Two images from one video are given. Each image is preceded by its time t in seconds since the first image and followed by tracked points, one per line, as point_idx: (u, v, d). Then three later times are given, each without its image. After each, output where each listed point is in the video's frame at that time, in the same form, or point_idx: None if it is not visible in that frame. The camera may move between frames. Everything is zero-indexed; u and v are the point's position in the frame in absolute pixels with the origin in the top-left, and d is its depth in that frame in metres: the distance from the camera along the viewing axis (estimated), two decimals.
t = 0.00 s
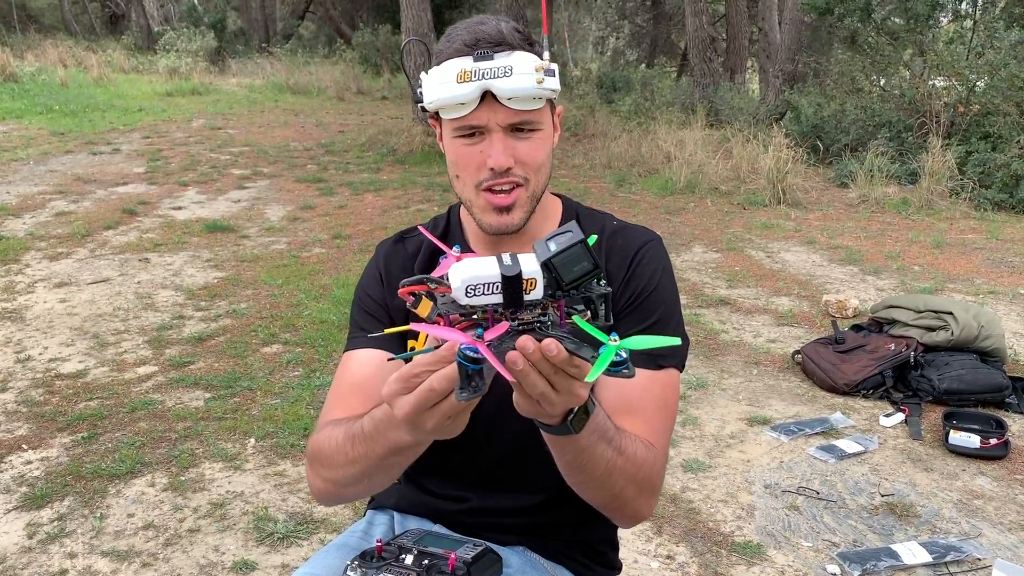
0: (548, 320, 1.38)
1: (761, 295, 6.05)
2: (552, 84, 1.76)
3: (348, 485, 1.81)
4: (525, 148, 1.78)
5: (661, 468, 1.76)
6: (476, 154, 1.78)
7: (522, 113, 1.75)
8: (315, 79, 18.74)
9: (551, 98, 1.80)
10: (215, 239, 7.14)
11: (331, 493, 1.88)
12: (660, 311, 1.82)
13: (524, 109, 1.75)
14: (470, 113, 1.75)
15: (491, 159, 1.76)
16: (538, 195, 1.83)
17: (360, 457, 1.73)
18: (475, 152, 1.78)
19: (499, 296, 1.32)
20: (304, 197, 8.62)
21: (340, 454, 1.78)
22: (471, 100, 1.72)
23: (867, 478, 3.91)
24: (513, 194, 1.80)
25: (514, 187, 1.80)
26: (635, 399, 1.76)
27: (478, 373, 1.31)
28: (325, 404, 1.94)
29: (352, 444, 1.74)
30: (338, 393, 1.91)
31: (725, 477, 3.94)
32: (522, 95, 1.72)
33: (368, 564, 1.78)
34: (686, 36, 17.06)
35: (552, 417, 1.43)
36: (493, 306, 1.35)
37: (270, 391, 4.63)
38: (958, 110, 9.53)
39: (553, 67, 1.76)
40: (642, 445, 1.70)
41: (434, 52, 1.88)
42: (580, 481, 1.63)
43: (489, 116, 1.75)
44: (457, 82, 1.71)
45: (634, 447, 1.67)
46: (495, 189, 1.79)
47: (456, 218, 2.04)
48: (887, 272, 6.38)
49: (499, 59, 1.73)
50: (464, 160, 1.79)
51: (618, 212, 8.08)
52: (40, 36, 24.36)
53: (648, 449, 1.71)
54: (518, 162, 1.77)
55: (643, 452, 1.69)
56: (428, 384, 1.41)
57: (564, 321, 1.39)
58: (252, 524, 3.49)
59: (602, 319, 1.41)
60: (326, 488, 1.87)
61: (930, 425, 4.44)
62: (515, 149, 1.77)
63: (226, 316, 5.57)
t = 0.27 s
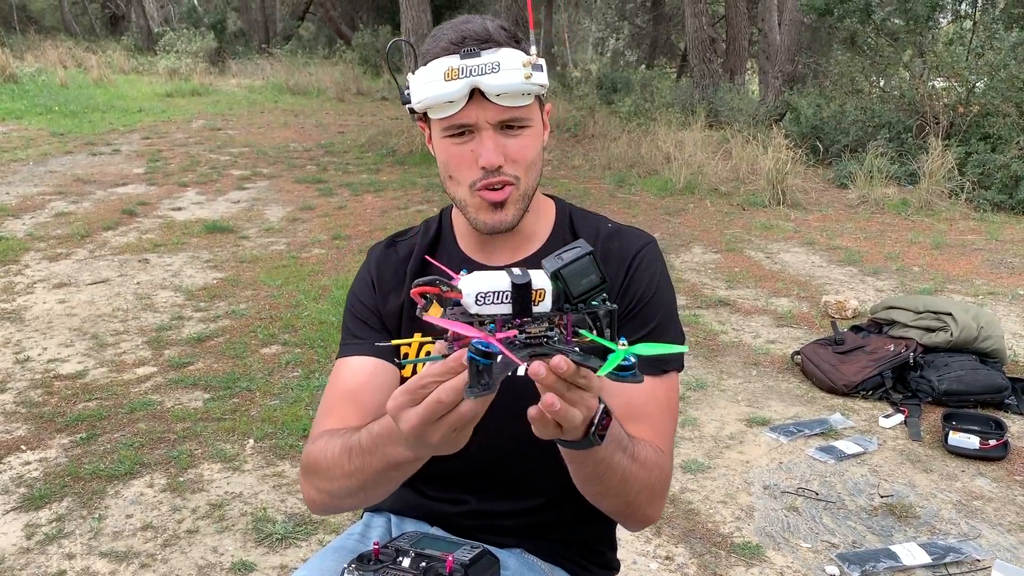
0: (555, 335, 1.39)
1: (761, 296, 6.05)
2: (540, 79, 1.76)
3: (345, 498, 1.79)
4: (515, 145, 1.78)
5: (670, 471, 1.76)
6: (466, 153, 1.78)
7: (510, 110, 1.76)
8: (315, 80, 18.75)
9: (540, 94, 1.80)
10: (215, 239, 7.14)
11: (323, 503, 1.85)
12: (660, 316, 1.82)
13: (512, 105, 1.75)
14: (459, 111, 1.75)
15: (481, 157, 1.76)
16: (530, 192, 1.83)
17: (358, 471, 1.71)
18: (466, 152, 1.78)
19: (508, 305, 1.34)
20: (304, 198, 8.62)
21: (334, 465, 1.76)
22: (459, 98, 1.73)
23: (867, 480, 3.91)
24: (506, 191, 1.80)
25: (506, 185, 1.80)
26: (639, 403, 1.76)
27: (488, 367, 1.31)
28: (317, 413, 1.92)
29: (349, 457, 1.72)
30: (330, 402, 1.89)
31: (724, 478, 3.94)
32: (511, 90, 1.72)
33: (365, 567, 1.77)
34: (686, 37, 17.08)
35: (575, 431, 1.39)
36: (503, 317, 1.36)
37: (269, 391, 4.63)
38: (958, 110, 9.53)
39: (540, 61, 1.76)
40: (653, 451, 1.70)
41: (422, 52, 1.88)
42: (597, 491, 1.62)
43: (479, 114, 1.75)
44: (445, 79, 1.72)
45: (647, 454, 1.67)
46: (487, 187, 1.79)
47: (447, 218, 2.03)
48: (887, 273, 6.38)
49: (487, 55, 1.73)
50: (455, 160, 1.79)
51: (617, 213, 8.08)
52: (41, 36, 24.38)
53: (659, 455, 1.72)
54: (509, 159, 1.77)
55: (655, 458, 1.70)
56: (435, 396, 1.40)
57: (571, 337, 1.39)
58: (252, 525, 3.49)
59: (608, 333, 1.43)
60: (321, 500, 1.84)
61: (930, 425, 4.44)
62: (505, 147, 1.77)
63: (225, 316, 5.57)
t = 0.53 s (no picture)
0: (576, 373, 1.40)
1: (761, 297, 6.05)
2: (538, 77, 1.76)
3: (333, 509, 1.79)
4: (513, 144, 1.78)
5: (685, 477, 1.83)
6: (464, 154, 1.78)
7: (508, 109, 1.76)
8: (315, 80, 18.76)
9: (537, 93, 1.80)
10: (215, 240, 7.14)
11: (306, 509, 1.84)
12: (660, 336, 1.82)
13: (510, 104, 1.75)
14: (457, 110, 1.76)
15: (479, 157, 1.76)
16: (528, 194, 1.82)
17: (351, 485, 1.71)
18: (463, 151, 1.78)
19: (533, 338, 1.41)
20: (304, 198, 8.62)
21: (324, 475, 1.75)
22: (456, 96, 1.73)
23: (866, 480, 3.91)
24: (504, 192, 1.79)
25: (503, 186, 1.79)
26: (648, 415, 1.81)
27: (510, 390, 1.31)
28: (299, 418, 1.90)
29: (343, 470, 1.72)
30: (316, 408, 1.88)
31: (724, 479, 3.94)
32: (508, 87, 1.72)
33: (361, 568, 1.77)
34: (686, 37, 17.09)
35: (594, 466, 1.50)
36: (527, 349, 1.42)
37: (269, 392, 4.63)
38: (958, 111, 9.53)
39: (538, 59, 1.77)
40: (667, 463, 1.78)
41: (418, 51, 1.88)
42: (620, 510, 1.73)
43: (476, 113, 1.75)
44: (443, 78, 1.72)
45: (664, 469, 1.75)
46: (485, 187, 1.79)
47: (443, 219, 2.03)
48: (887, 274, 6.37)
49: (484, 53, 1.74)
50: (452, 160, 1.79)
51: (618, 213, 8.08)
52: (42, 37, 24.39)
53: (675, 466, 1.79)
54: (506, 159, 1.77)
55: (670, 471, 1.77)
56: (457, 420, 1.39)
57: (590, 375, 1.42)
58: (252, 525, 3.49)
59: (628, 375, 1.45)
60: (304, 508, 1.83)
61: (930, 426, 4.44)
62: (502, 146, 1.77)
63: (225, 317, 5.57)
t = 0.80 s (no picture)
0: (594, 391, 1.49)
1: (763, 298, 6.05)
2: (554, 87, 1.77)
3: (307, 510, 1.80)
4: (527, 154, 1.79)
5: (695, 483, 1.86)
6: (478, 163, 1.78)
7: (523, 119, 1.76)
8: (317, 81, 18.77)
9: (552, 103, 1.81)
10: (217, 241, 7.15)
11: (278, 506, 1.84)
12: (673, 349, 1.83)
13: (525, 114, 1.76)
14: (471, 120, 1.76)
15: (493, 167, 1.77)
16: (540, 204, 1.83)
17: (323, 492, 1.72)
18: (476, 160, 1.78)
19: (551, 362, 1.47)
20: (306, 199, 8.63)
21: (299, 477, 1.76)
22: (471, 106, 1.73)
23: (868, 481, 3.91)
24: (517, 201, 1.80)
25: (517, 196, 1.80)
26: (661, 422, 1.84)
27: (533, 415, 1.42)
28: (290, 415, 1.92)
29: (318, 475, 1.73)
30: (307, 409, 1.90)
31: (726, 480, 3.94)
32: (525, 98, 1.73)
33: (362, 569, 1.77)
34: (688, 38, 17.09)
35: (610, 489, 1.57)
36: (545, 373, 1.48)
37: (271, 393, 4.63)
38: (960, 112, 9.52)
39: (555, 70, 1.78)
40: (679, 471, 1.81)
41: (431, 56, 1.88)
42: (636, 522, 1.77)
43: (491, 123, 1.76)
44: (459, 88, 1.73)
45: (676, 478, 1.78)
46: (497, 196, 1.80)
47: (449, 222, 2.03)
48: (889, 275, 6.37)
49: (501, 62, 1.74)
50: (465, 168, 1.80)
51: (619, 214, 8.08)
52: (44, 38, 24.41)
53: (686, 473, 1.82)
54: (520, 168, 1.77)
55: (682, 478, 1.80)
56: (453, 464, 1.45)
57: (607, 393, 1.50)
58: (254, 526, 3.49)
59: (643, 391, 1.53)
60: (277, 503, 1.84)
61: (932, 427, 4.43)
62: (516, 156, 1.78)
63: (228, 318, 5.58)
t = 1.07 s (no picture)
0: (595, 400, 1.52)
1: (767, 299, 6.05)
2: (573, 104, 1.77)
3: (278, 475, 1.85)
4: (542, 166, 1.79)
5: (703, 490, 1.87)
6: (491, 174, 1.79)
7: (539, 133, 1.77)
8: (321, 84, 18.80)
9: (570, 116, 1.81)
10: (221, 243, 7.17)
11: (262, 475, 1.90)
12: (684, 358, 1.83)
13: (543, 129, 1.76)
14: (488, 132, 1.76)
15: (507, 179, 1.77)
16: (553, 214, 1.85)
17: (290, 446, 1.78)
18: (491, 171, 1.79)
19: (550, 370, 1.50)
20: (310, 202, 8.65)
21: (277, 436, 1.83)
22: (489, 120, 1.73)
23: (873, 483, 3.90)
24: (529, 213, 1.81)
25: (530, 207, 1.81)
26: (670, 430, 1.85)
27: (528, 425, 1.46)
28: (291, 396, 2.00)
29: (288, 430, 1.79)
30: (303, 390, 1.97)
31: (730, 482, 3.93)
32: (544, 115, 1.73)
33: (368, 571, 1.77)
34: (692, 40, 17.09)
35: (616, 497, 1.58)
36: (545, 382, 1.51)
37: (276, 395, 4.64)
38: (965, 113, 9.51)
39: (575, 85, 1.77)
40: (686, 479, 1.81)
41: (448, 63, 1.87)
42: (643, 529, 1.79)
43: (508, 135, 1.76)
44: (477, 103, 1.72)
45: (683, 487, 1.79)
46: (509, 208, 1.81)
47: (459, 226, 2.04)
48: (893, 276, 6.37)
49: (520, 77, 1.74)
50: (478, 179, 1.80)
51: (623, 216, 8.08)
52: (48, 41, 24.48)
53: (694, 481, 1.83)
54: (535, 180, 1.78)
55: (689, 487, 1.81)
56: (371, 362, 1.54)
57: (609, 402, 1.52)
58: (258, 528, 3.50)
59: (644, 400, 1.54)
60: (256, 478, 1.92)
61: (937, 429, 4.42)
62: (531, 168, 1.78)
63: (232, 320, 5.59)
